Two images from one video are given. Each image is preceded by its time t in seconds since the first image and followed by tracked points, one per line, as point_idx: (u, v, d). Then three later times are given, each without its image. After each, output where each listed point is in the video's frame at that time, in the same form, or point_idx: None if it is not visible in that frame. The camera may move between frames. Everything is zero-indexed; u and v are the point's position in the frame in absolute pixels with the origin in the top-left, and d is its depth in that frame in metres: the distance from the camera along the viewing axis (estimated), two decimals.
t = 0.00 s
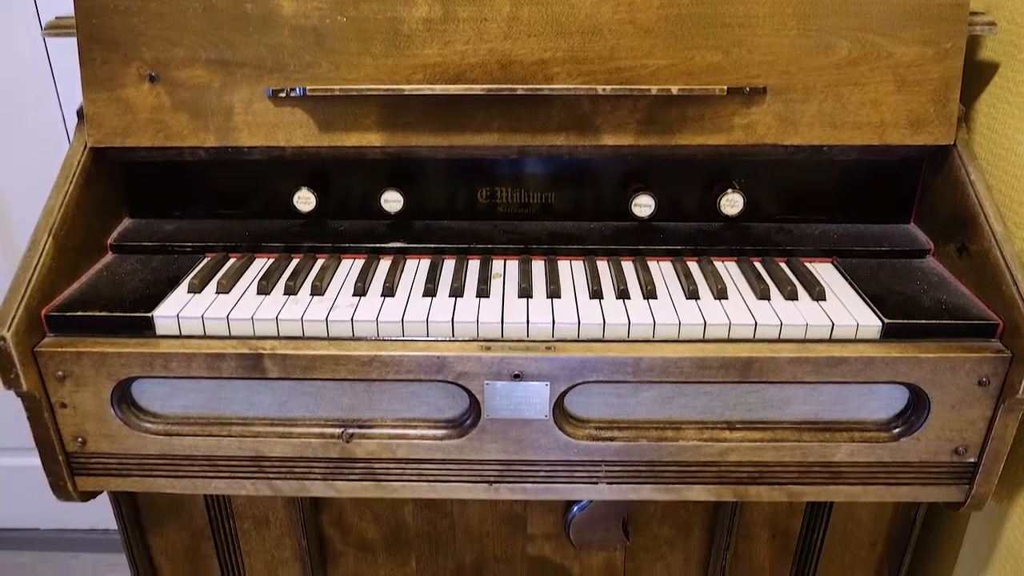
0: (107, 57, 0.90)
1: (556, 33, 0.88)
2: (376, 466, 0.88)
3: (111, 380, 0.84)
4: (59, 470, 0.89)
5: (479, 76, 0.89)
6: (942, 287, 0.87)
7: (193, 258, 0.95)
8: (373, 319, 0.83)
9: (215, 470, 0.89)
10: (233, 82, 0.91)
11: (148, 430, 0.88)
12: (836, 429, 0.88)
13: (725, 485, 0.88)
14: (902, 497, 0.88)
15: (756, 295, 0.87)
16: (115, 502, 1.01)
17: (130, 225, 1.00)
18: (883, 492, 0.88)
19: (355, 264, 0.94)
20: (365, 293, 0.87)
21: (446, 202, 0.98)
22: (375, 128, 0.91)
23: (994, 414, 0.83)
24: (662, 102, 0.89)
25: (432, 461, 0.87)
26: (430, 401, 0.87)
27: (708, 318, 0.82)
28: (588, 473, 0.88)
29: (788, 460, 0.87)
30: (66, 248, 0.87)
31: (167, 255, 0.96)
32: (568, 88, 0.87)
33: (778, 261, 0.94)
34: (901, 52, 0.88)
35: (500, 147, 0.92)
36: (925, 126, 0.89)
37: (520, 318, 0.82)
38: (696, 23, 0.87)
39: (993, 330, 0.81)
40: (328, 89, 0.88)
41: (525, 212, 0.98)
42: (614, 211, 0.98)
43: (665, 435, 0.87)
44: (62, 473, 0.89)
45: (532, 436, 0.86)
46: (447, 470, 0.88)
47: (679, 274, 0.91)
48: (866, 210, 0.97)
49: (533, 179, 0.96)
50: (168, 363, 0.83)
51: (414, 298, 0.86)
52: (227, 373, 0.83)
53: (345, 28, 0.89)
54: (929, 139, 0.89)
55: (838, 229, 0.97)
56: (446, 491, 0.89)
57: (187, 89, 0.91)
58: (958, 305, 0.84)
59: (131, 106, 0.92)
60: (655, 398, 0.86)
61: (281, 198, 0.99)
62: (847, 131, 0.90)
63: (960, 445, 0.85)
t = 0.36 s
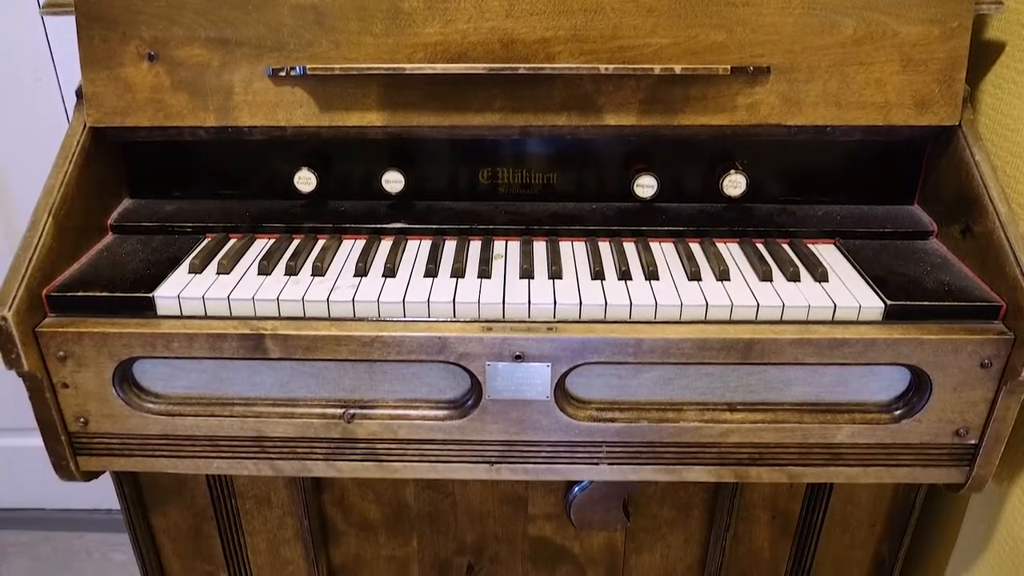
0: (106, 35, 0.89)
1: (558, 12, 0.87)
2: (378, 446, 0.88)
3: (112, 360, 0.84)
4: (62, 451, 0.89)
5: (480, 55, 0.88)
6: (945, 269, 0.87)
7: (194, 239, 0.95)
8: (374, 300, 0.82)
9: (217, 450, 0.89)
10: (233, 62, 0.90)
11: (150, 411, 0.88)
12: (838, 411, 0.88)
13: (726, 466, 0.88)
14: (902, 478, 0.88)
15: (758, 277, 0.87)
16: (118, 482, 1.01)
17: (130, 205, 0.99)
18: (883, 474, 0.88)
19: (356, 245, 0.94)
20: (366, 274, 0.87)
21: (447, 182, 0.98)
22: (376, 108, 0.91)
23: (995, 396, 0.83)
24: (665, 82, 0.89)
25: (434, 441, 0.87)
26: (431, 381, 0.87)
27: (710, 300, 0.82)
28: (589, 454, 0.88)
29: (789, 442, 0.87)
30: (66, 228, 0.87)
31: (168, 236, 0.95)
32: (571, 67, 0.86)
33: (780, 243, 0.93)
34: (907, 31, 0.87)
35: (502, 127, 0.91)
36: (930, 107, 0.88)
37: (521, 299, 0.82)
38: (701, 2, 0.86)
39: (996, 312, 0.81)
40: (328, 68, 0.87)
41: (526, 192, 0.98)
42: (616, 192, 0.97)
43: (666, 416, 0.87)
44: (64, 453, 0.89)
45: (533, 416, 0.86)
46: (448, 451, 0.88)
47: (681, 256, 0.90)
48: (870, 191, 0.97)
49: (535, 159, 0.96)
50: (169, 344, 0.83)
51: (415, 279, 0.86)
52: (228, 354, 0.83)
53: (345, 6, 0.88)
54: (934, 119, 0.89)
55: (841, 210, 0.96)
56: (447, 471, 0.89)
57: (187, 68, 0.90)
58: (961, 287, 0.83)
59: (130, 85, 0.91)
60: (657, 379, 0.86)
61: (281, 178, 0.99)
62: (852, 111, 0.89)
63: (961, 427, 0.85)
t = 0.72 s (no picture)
0: (103, 16, 0.88)
1: None
2: (378, 428, 0.88)
3: (112, 343, 0.84)
4: (63, 433, 0.89)
5: (481, 36, 0.88)
6: (947, 252, 0.87)
7: (194, 221, 0.95)
8: (375, 282, 0.82)
9: (218, 432, 0.90)
10: (231, 43, 0.89)
11: (150, 393, 0.88)
12: (839, 393, 0.87)
13: (726, 448, 0.88)
14: (902, 461, 0.88)
15: (760, 259, 0.86)
16: (119, 464, 1.01)
17: (130, 188, 0.99)
18: (883, 456, 0.89)
19: (356, 227, 0.94)
20: (366, 257, 0.87)
21: (447, 164, 0.97)
22: (376, 89, 0.90)
23: (997, 379, 0.83)
24: (667, 63, 0.88)
25: (434, 424, 0.87)
26: (432, 364, 0.87)
27: (711, 283, 0.82)
28: (589, 437, 0.88)
29: (790, 425, 0.87)
30: (65, 211, 0.86)
31: (168, 218, 0.95)
32: (572, 48, 0.85)
33: (782, 226, 0.93)
34: (912, 12, 0.86)
35: (503, 109, 0.90)
36: (935, 88, 0.88)
37: (522, 282, 0.82)
38: None
39: (998, 295, 0.81)
40: (328, 49, 0.87)
41: (527, 174, 0.97)
42: (617, 174, 0.97)
43: (667, 399, 0.87)
44: (65, 435, 0.89)
45: (534, 399, 0.86)
46: (449, 433, 0.88)
47: (683, 238, 0.90)
48: (873, 173, 0.96)
49: (536, 141, 0.95)
50: (170, 327, 0.83)
51: (416, 261, 0.86)
52: (229, 336, 0.83)
53: None
54: (938, 101, 0.88)
55: (844, 192, 0.96)
56: (448, 454, 0.89)
57: (185, 49, 0.89)
58: (963, 270, 0.83)
59: (129, 66, 0.90)
60: (658, 362, 0.86)
61: (281, 160, 0.98)
62: (855, 93, 0.88)
63: (962, 410, 0.85)
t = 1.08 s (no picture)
0: None
1: None
2: (379, 411, 0.88)
3: (113, 325, 0.84)
4: (64, 415, 0.89)
5: (482, 16, 0.87)
6: (950, 235, 0.86)
7: (194, 203, 0.95)
8: (375, 265, 0.82)
9: (219, 414, 0.90)
10: (230, 23, 0.88)
11: (151, 375, 0.88)
12: (840, 376, 0.87)
13: (727, 431, 0.88)
14: (902, 444, 0.89)
15: (762, 242, 0.86)
16: (120, 446, 1.02)
17: (129, 170, 0.98)
18: (883, 440, 0.89)
19: (356, 210, 0.93)
20: (367, 239, 0.87)
21: (448, 146, 0.97)
22: (376, 70, 0.89)
23: (998, 363, 0.82)
24: (669, 44, 0.87)
25: (435, 406, 0.88)
26: (432, 346, 0.87)
27: (713, 266, 0.82)
28: (590, 419, 0.88)
29: (791, 408, 0.87)
30: (65, 193, 0.86)
31: (168, 200, 0.95)
32: (574, 29, 0.85)
33: (784, 208, 0.93)
34: None
35: (503, 91, 0.90)
36: (939, 70, 0.87)
37: (523, 265, 0.82)
38: None
39: (1002, 278, 0.80)
40: (327, 29, 0.86)
41: (528, 156, 0.97)
42: (619, 156, 0.96)
43: (667, 382, 0.87)
44: (66, 417, 0.89)
45: (534, 382, 0.85)
46: (450, 416, 0.88)
47: (685, 221, 0.90)
48: (876, 156, 0.95)
49: (537, 123, 0.95)
50: (170, 309, 0.83)
51: (416, 244, 0.86)
52: (229, 319, 0.83)
53: None
54: (943, 82, 0.87)
55: (847, 175, 0.95)
56: (449, 436, 0.89)
57: (183, 30, 0.89)
58: (966, 253, 0.83)
59: (126, 48, 0.90)
60: (658, 345, 0.86)
61: (281, 142, 0.98)
62: (859, 74, 0.87)
63: (964, 394, 0.85)
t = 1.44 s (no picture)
0: None
1: None
2: (380, 394, 0.88)
3: (113, 308, 0.83)
4: (65, 398, 0.89)
5: None
6: (954, 219, 0.86)
7: (194, 186, 0.94)
8: (376, 248, 0.82)
9: (220, 397, 0.90)
10: (229, 4, 0.87)
11: (152, 358, 0.88)
12: (841, 361, 0.87)
13: (728, 416, 0.88)
14: (904, 430, 0.88)
15: (764, 227, 0.85)
16: (121, 430, 1.02)
17: (129, 152, 0.98)
18: (885, 425, 0.88)
19: (357, 193, 0.93)
20: (367, 222, 0.86)
21: (449, 129, 0.96)
22: (376, 52, 0.89)
23: (1002, 348, 0.82)
24: (673, 26, 0.86)
25: (436, 390, 0.87)
26: (433, 330, 0.87)
27: (715, 250, 0.81)
28: (591, 403, 0.88)
29: (792, 393, 0.87)
30: (64, 175, 0.86)
31: (168, 183, 0.94)
32: (576, 10, 0.84)
33: (787, 192, 0.92)
34: None
35: (505, 73, 0.89)
36: (945, 53, 0.86)
37: (524, 249, 0.81)
38: None
39: (1006, 263, 0.80)
40: (328, 10, 0.85)
41: (529, 139, 0.96)
42: (621, 140, 0.95)
43: (668, 366, 0.87)
44: (67, 400, 0.89)
45: (535, 366, 0.85)
46: (451, 400, 0.88)
47: (687, 205, 0.89)
48: (881, 140, 0.95)
49: (539, 106, 0.94)
50: (170, 293, 0.82)
51: (417, 227, 0.85)
52: (230, 302, 0.83)
53: None
54: (949, 65, 0.87)
55: (850, 158, 0.95)
56: (449, 420, 0.89)
57: (182, 11, 0.88)
58: (970, 238, 0.82)
59: (125, 29, 0.89)
60: (660, 329, 0.85)
61: (281, 124, 0.97)
62: (864, 57, 0.87)
63: (966, 379, 0.85)
